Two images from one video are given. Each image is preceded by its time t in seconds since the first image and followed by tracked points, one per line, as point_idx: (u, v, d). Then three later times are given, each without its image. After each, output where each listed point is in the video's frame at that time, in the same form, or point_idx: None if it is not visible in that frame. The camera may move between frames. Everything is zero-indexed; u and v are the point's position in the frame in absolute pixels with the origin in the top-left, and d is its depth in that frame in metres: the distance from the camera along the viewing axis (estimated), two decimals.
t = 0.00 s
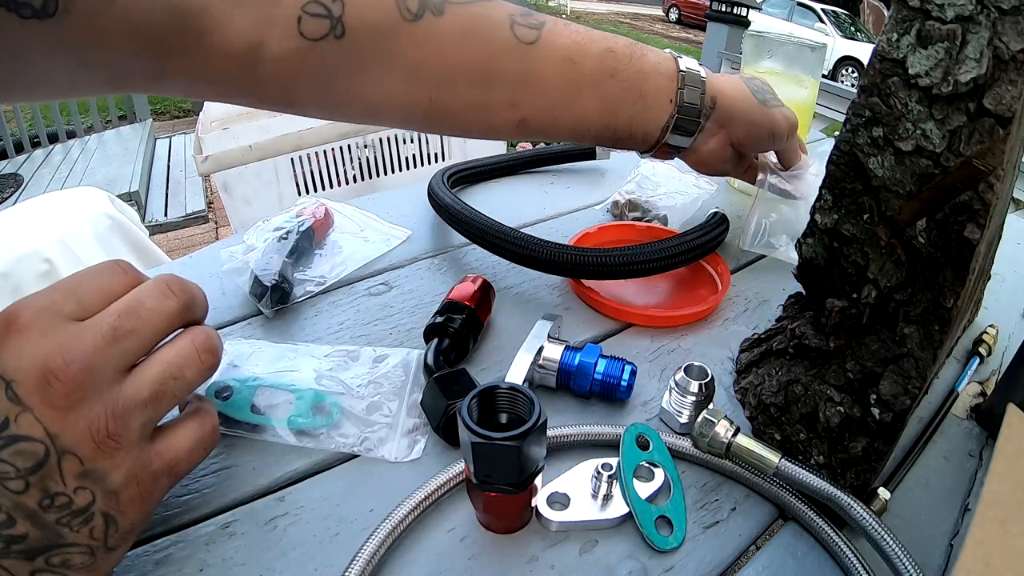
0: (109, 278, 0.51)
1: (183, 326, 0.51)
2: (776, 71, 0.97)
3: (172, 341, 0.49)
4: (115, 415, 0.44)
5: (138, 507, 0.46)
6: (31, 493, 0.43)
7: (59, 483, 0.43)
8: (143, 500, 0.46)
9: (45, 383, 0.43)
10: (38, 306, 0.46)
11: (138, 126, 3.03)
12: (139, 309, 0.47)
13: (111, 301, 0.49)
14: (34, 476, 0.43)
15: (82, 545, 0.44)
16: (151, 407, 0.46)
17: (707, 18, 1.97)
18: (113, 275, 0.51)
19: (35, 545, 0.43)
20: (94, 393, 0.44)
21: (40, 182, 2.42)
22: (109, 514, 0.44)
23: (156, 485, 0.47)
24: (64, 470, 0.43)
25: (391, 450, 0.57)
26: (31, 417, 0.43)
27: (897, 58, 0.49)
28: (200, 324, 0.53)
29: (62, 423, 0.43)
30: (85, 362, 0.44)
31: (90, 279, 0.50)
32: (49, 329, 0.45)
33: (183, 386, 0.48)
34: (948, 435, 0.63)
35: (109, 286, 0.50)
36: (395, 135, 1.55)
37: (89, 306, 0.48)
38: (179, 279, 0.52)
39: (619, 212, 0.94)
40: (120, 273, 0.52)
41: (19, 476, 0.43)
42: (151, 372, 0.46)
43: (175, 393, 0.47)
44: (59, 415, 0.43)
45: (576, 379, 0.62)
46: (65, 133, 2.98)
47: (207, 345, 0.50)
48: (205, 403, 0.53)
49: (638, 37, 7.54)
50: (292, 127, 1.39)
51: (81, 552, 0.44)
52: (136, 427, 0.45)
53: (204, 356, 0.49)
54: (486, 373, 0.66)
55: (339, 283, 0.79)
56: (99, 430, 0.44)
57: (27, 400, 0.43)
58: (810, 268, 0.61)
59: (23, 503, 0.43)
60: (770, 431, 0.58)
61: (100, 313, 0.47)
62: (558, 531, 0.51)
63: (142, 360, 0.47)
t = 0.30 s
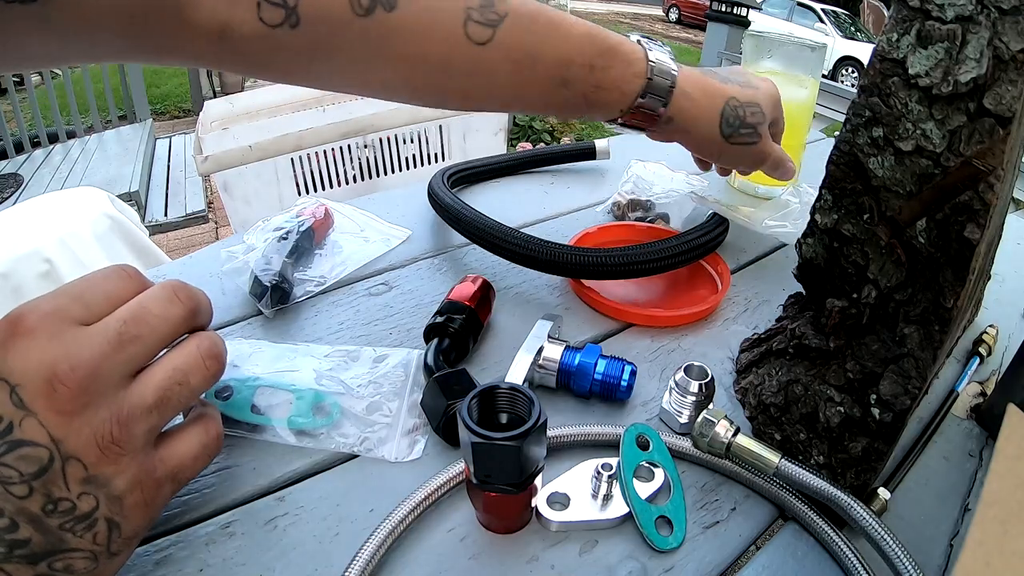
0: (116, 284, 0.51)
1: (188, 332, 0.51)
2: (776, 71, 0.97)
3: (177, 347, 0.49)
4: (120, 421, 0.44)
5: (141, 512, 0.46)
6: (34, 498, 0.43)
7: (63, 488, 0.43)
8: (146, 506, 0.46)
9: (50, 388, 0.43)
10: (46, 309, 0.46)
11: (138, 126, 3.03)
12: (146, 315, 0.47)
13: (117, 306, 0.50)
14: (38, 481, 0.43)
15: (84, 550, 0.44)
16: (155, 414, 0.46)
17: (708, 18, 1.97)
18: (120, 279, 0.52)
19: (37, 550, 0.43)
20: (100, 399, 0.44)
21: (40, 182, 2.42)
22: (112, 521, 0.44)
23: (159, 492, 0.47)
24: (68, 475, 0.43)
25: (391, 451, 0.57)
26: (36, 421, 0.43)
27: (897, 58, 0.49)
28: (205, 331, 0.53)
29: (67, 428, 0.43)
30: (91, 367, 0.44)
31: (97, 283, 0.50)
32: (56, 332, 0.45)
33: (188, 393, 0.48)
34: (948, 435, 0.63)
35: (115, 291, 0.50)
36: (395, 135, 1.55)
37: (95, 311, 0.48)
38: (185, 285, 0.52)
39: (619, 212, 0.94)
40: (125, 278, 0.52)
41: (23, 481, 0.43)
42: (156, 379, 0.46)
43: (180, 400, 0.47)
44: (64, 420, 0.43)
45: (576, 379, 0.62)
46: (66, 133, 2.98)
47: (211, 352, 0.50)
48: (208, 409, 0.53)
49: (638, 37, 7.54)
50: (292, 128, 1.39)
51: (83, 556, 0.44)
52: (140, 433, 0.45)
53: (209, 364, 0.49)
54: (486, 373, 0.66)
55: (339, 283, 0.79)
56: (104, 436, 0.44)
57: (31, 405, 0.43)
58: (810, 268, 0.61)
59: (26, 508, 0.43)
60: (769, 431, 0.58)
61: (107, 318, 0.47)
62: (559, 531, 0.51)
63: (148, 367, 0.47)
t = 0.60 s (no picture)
0: (120, 285, 0.51)
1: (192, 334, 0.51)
2: (776, 70, 0.97)
3: (181, 349, 0.49)
4: (124, 420, 0.44)
5: (142, 510, 0.45)
6: (37, 492, 0.43)
7: (66, 483, 0.43)
8: (148, 504, 0.46)
9: (58, 384, 0.44)
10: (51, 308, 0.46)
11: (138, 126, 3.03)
12: (150, 317, 0.47)
13: (122, 307, 0.50)
14: (41, 475, 0.43)
15: (85, 544, 0.44)
16: (158, 414, 0.46)
17: (708, 18, 1.96)
18: (125, 280, 0.52)
19: (39, 544, 0.43)
20: (105, 397, 0.44)
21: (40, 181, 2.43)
22: (113, 516, 0.44)
23: (161, 490, 0.47)
24: (71, 471, 0.44)
25: (391, 451, 0.57)
26: (43, 417, 0.44)
27: (897, 58, 0.49)
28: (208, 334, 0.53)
29: (72, 424, 0.44)
30: (96, 367, 0.44)
31: (102, 284, 0.50)
32: (62, 332, 0.45)
33: (190, 395, 0.48)
34: (948, 435, 0.63)
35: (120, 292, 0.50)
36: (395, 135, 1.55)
37: (100, 312, 0.48)
38: (191, 290, 0.52)
39: (619, 212, 0.94)
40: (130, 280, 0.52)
41: (26, 475, 0.43)
42: (160, 380, 0.46)
43: (183, 401, 0.47)
44: (70, 417, 0.44)
45: (576, 379, 0.62)
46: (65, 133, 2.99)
47: (214, 354, 0.50)
48: (208, 410, 0.53)
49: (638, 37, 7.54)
50: (292, 127, 1.38)
51: (84, 551, 0.44)
52: (144, 432, 0.45)
53: (210, 365, 0.50)
54: (486, 373, 0.66)
55: (339, 283, 0.79)
56: (108, 434, 0.44)
57: (38, 400, 0.44)
58: (810, 268, 0.61)
59: (28, 502, 0.43)
60: (770, 431, 0.58)
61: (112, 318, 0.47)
62: (559, 531, 0.51)
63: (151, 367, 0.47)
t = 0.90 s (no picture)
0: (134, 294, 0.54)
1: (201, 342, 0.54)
2: (776, 71, 0.97)
3: (192, 350, 0.51)
4: (135, 412, 0.46)
5: (152, 503, 0.45)
6: (51, 480, 0.44)
7: (78, 471, 0.44)
8: (155, 497, 0.46)
9: (74, 376, 0.45)
10: (70, 311, 0.48)
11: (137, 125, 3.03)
12: (162, 321, 0.50)
13: (135, 314, 0.52)
14: (53, 463, 0.44)
15: (94, 533, 0.43)
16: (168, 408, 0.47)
17: (708, 18, 1.96)
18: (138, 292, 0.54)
19: (49, 531, 0.43)
20: (118, 390, 0.46)
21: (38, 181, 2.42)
22: (122, 506, 0.44)
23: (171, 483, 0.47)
24: (83, 459, 0.44)
25: (390, 451, 0.57)
26: (59, 408, 0.45)
27: (897, 58, 0.49)
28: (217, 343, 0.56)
29: (85, 413, 0.45)
30: (111, 360, 0.46)
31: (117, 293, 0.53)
32: (80, 330, 0.47)
33: (202, 391, 0.49)
34: (948, 435, 0.63)
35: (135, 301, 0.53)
36: (395, 135, 1.55)
37: (117, 317, 0.51)
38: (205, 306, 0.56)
39: (619, 212, 0.94)
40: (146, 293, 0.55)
41: (41, 462, 0.44)
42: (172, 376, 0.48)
43: (192, 398, 0.49)
44: (83, 406, 0.45)
45: (576, 379, 0.62)
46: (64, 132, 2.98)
47: (222, 357, 0.52)
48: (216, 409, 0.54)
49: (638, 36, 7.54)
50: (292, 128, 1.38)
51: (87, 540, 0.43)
52: (153, 427, 0.46)
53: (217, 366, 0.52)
54: (486, 373, 0.66)
55: (338, 283, 0.79)
56: (119, 424, 0.45)
57: (54, 391, 0.45)
58: (810, 268, 0.61)
59: (42, 489, 0.44)
60: (770, 431, 0.58)
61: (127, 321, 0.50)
62: (559, 531, 0.51)
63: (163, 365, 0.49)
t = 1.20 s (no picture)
0: (186, 212, 0.42)
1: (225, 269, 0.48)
2: (776, 70, 0.97)
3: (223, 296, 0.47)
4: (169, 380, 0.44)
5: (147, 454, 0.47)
6: (70, 438, 0.42)
7: (100, 432, 0.42)
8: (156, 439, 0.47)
9: (117, 344, 0.40)
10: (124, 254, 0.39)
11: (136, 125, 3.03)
12: (214, 277, 0.43)
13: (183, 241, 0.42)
14: (77, 425, 0.41)
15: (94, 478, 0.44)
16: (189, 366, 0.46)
17: (708, 18, 1.96)
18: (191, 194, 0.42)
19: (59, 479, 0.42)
20: (158, 359, 0.42)
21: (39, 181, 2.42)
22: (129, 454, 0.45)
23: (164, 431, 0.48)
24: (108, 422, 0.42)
25: (391, 451, 0.57)
26: (94, 373, 0.40)
27: (897, 58, 0.49)
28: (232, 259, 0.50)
29: (127, 390, 0.42)
30: (162, 339, 0.41)
31: (161, 203, 0.41)
32: (123, 286, 0.39)
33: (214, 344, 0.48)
34: (948, 435, 0.63)
35: (187, 222, 0.42)
36: (395, 135, 1.54)
37: (163, 248, 0.41)
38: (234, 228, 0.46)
39: (619, 212, 0.95)
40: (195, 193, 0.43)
41: (64, 423, 0.41)
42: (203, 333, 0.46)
43: (210, 348, 0.48)
44: (122, 378, 0.41)
45: (576, 379, 0.62)
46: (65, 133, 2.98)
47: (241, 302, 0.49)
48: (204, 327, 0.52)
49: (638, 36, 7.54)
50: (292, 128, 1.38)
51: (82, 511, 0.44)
52: (185, 383, 0.46)
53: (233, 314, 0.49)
54: (486, 373, 0.66)
55: (338, 284, 0.79)
56: (153, 390, 0.43)
57: (93, 357, 0.40)
58: (810, 268, 0.61)
59: (59, 446, 0.42)
60: (769, 431, 0.58)
61: (177, 268, 0.42)
62: (559, 531, 0.51)
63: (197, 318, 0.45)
